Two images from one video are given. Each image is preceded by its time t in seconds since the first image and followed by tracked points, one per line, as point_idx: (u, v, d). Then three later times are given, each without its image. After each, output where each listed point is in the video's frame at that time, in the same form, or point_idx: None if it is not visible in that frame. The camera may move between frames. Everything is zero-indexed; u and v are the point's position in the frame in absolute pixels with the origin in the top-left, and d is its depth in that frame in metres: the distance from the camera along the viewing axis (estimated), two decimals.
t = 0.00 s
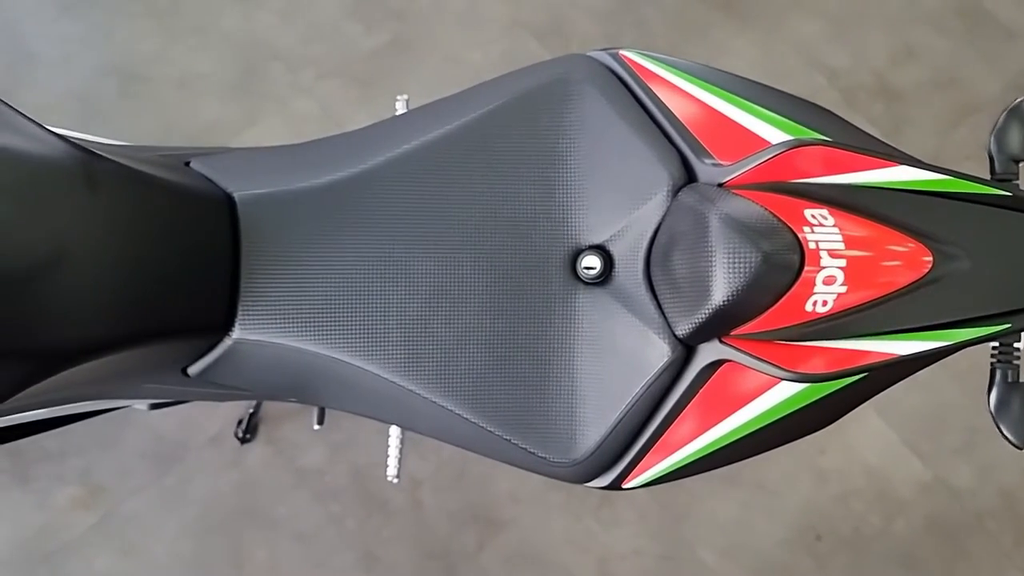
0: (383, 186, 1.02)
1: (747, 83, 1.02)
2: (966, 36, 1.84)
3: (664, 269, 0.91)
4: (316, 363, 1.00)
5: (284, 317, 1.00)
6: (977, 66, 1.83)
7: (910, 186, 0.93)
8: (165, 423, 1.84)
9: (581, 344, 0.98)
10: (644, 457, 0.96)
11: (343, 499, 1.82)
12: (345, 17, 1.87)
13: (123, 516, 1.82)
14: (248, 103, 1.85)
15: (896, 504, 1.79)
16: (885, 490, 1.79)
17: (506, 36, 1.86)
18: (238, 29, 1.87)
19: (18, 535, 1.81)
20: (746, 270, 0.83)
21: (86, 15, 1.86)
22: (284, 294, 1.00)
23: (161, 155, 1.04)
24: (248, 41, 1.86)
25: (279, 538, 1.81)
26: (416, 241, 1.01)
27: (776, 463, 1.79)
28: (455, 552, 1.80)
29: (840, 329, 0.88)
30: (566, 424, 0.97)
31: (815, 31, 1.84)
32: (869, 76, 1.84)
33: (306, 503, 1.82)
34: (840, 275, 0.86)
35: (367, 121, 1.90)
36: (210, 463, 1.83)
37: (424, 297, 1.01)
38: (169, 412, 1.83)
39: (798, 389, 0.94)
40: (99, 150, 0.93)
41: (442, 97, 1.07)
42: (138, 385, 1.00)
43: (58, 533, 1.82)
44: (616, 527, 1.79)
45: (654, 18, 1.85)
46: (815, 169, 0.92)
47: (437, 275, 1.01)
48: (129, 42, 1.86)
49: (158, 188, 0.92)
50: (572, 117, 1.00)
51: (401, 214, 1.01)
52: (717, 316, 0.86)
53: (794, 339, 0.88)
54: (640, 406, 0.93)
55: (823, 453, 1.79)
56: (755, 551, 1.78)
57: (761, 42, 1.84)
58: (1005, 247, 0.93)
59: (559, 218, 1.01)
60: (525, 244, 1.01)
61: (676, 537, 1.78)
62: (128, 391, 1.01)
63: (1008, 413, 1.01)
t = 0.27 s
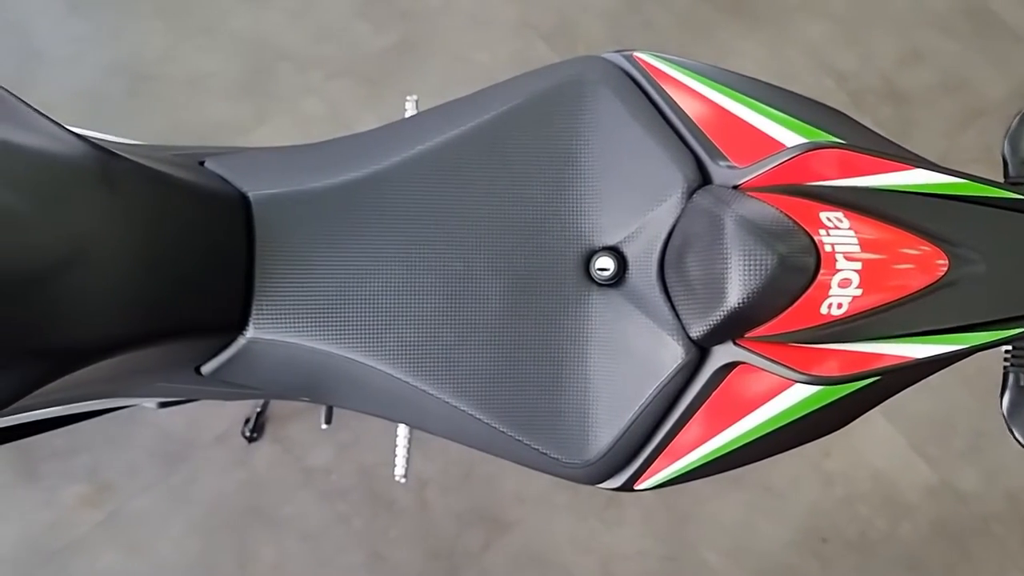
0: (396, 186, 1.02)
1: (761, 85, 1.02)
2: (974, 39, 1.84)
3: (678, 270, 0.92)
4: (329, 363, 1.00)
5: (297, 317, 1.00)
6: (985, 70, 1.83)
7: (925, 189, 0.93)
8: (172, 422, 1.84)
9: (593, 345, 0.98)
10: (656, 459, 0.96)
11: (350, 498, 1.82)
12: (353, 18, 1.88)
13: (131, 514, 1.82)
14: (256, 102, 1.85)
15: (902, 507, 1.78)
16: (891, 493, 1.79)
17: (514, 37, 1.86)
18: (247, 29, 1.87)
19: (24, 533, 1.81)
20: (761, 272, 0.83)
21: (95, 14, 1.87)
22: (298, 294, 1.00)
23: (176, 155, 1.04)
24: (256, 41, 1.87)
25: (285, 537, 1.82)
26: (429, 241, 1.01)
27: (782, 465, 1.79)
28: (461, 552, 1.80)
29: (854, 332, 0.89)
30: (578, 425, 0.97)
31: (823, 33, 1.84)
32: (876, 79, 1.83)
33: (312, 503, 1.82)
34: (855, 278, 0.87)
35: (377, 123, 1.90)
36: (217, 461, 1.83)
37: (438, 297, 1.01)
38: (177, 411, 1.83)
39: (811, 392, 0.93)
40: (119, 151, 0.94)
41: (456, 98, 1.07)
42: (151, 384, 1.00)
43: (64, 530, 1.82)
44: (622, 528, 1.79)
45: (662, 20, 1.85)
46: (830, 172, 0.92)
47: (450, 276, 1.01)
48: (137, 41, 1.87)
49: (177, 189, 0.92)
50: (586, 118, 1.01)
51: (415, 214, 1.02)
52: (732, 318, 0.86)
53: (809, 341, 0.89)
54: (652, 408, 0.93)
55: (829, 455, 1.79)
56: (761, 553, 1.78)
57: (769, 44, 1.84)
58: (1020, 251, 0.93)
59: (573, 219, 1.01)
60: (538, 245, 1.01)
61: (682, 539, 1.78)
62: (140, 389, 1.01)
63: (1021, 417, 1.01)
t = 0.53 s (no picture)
0: (405, 187, 1.02)
1: (769, 86, 1.02)
2: (978, 41, 1.84)
3: (687, 272, 0.92)
4: (337, 363, 1.00)
5: (306, 317, 1.00)
6: (989, 72, 1.83)
7: (934, 192, 0.93)
8: (176, 421, 1.84)
9: (602, 346, 0.99)
10: (664, 460, 0.96)
11: (353, 497, 1.83)
12: (358, 18, 1.88)
13: (134, 513, 1.82)
14: (260, 101, 1.85)
15: (905, 509, 1.78)
16: (895, 495, 1.79)
17: (518, 37, 1.86)
18: (252, 29, 1.87)
19: (27, 531, 1.81)
20: (770, 274, 0.84)
21: (100, 13, 1.87)
22: (307, 294, 1.00)
23: (185, 155, 1.04)
24: (261, 41, 1.87)
25: (289, 536, 1.82)
26: (438, 241, 1.01)
27: (786, 467, 1.80)
28: (464, 552, 1.80)
29: (863, 334, 0.89)
30: (586, 426, 0.97)
31: (828, 35, 1.84)
32: (879, 80, 1.83)
33: (316, 502, 1.82)
34: (865, 280, 0.87)
35: (382, 124, 1.90)
36: (221, 460, 1.83)
37: (446, 298, 1.01)
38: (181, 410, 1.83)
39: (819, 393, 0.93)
40: (131, 151, 0.94)
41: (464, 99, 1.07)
42: (161, 382, 1.00)
43: (67, 529, 1.82)
44: (625, 529, 1.79)
45: (667, 21, 1.85)
46: (840, 174, 0.92)
47: (458, 276, 1.01)
48: (142, 40, 1.87)
49: (188, 189, 0.93)
50: (596, 120, 1.01)
51: (424, 214, 1.02)
52: (741, 320, 0.86)
53: (817, 343, 0.89)
54: (661, 409, 0.93)
55: (832, 457, 1.79)
56: (764, 554, 1.78)
57: (773, 46, 1.84)
58: None
59: (581, 221, 1.01)
60: (547, 246, 1.01)
61: (685, 540, 1.78)
62: (148, 388, 1.02)
63: None
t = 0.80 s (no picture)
0: (425, 187, 1.03)
1: (787, 91, 1.02)
2: (990, 46, 1.84)
3: (707, 275, 0.92)
4: (356, 362, 1.01)
5: (326, 316, 1.00)
6: (1001, 77, 1.83)
7: (954, 198, 0.94)
8: (186, 418, 1.85)
9: (620, 348, 0.99)
10: (681, 463, 0.96)
11: (361, 497, 1.83)
12: (370, 18, 1.88)
13: (142, 511, 1.82)
14: (272, 100, 1.85)
15: (913, 514, 1.78)
16: (903, 500, 1.78)
17: (530, 39, 1.86)
18: (264, 28, 1.88)
19: (33, 529, 1.80)
20: (791, 279, 0.84)
21: (114, 11, 1.88)
22: (326, 294, 1.00)
23: (205, 154, 1.05)
24: (273, 40, 1.87)
25: (296, 535, 1.81)
26: (457, 242, 1.02)
27: (794, 471, 1.79)
28: (471, 552, 1.80)
29: (882, 340, 0.90)
30: (604, 428, 0.97)
31: (839, 39, 1.84)
32: (891, 85, 1.83)
33: (324, 501, 1.82)
34: (886, 285, 0.87)
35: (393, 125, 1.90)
36: (230, 458, 1.84)
37: (466, 299, 1.01)
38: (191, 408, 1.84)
39: (837, 398, 0.93)
40: (154, 149, 0.95)
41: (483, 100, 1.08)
42: (179, 379, 1.01)
43: (75, 526, 1.81)
44: (633, 531, 1.79)
45: (679, 23, 1.85)
46: (860, 179, 0.92)
47: (477, 278, 1.01)
48: (155, 38, 1.87)
49: (211, 188, 0.93)
50: (616, 123, 1.01)
51: (443, 215, 1.02)
52: (761, 324, 0.86)
53: (837, 347, 0.89)
54: (679, 412, 0.93)
55: (840, 461, 1.79)
56: (772, 558, 1.77)
57: (785, 49, 1.84)
58: None
59: (601, 223, 1.01)
60: (566, 248, 1.01)
61: (693, 542, 1.78)
62: (165, 385, 1.02)
63: None
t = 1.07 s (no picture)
0: (439, 188, 1.03)
1: (801, 94, 1.02)
2: (998, 51, 1.84)
3: (722, 278, 0.92)
4: (369, 362, 1.01)
5: (339, 316, 1.00)
6: (1009, 81, 1.83)
7: (968, 203, 0.94)
8: (194, 416, 1.85)
9: (633, 350, 0.99)
10: (693, 465, 0.96)
11: (367, 496, 1.83)
12: (377, 18, 1.88)
13: (148, 508, 1.82)
14: (280, 99, 1.85)
15: (919, 518, 1.78)
16: (908, 504, 1.78)
17: (538, 40, 1.87)
18: (273, 28, 1.88)
19: (38, 525, 1.80)
20: (806, 282, 0.84)
21: (123, 11, 1.88)
22: (340, 294, 1.00)
23: (220, 153, 1.05)
24: (282, 40, 1.88)
25: (302, 534, 1.81)
26: (471, 243, 1.02)
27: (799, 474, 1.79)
28: (476, 553, 1.80)
29: (897, 344, 0.90)
30: (616, 430, 0.98)
31: (848, 43, 1.84)
32: (899, 89, 1.83)
33: (330, 500, 1.83)
34: (901, 289, 0.88)
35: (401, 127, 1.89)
36: (236, 456, 1.84)
37: (479, 299, 1.01)
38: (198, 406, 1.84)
39: (851, 403, 0.93)
40: (171, 148, 0.95)
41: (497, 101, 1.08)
42: (192, 377, 1.01)
43: (81, 523, 1.81)
44: (638, 533, 1.79)
45: (687, 27, 1.85)
46: (876, 183, 0.92)
47: (490, 278, 1.01)
48: (164, 38, 1.88)
49: (227, 186, 0.93)
50: (630, 125, 1.01)
51: (457, 216, 1.02)
52: (776, 327, 0.86)
53: (852, 351, 0.89)
54: (692, 415, 0.93)
55: (846, 465, 1.79)
56: (777, 561, 1.77)
57: (794, 53, 1.84)
58: None
59: (614, 225, 1.01)
60: (579, 249, 1.01)
61: (698, 545, 1.78)
62: (177, 382, 1.02)
63: None
